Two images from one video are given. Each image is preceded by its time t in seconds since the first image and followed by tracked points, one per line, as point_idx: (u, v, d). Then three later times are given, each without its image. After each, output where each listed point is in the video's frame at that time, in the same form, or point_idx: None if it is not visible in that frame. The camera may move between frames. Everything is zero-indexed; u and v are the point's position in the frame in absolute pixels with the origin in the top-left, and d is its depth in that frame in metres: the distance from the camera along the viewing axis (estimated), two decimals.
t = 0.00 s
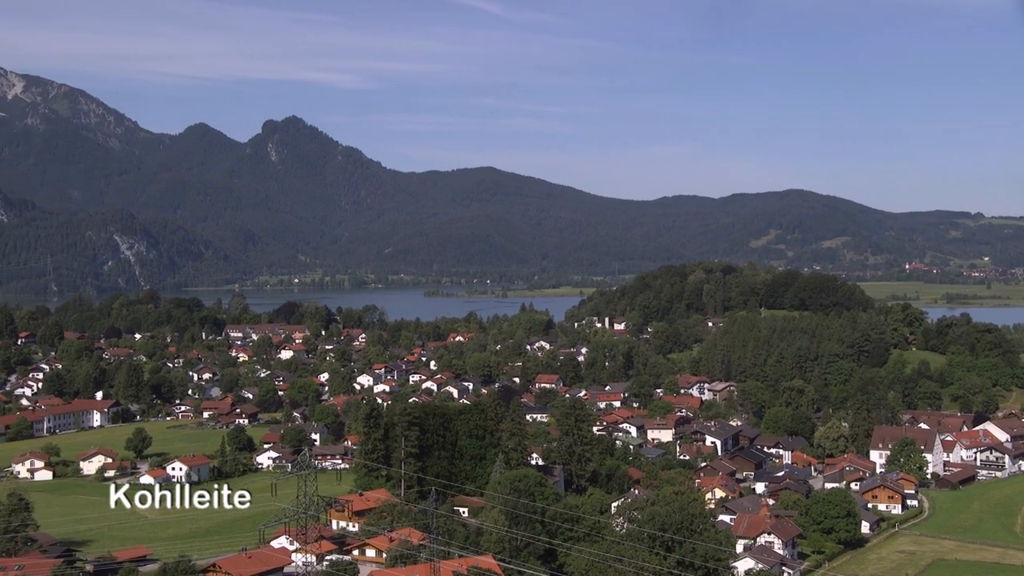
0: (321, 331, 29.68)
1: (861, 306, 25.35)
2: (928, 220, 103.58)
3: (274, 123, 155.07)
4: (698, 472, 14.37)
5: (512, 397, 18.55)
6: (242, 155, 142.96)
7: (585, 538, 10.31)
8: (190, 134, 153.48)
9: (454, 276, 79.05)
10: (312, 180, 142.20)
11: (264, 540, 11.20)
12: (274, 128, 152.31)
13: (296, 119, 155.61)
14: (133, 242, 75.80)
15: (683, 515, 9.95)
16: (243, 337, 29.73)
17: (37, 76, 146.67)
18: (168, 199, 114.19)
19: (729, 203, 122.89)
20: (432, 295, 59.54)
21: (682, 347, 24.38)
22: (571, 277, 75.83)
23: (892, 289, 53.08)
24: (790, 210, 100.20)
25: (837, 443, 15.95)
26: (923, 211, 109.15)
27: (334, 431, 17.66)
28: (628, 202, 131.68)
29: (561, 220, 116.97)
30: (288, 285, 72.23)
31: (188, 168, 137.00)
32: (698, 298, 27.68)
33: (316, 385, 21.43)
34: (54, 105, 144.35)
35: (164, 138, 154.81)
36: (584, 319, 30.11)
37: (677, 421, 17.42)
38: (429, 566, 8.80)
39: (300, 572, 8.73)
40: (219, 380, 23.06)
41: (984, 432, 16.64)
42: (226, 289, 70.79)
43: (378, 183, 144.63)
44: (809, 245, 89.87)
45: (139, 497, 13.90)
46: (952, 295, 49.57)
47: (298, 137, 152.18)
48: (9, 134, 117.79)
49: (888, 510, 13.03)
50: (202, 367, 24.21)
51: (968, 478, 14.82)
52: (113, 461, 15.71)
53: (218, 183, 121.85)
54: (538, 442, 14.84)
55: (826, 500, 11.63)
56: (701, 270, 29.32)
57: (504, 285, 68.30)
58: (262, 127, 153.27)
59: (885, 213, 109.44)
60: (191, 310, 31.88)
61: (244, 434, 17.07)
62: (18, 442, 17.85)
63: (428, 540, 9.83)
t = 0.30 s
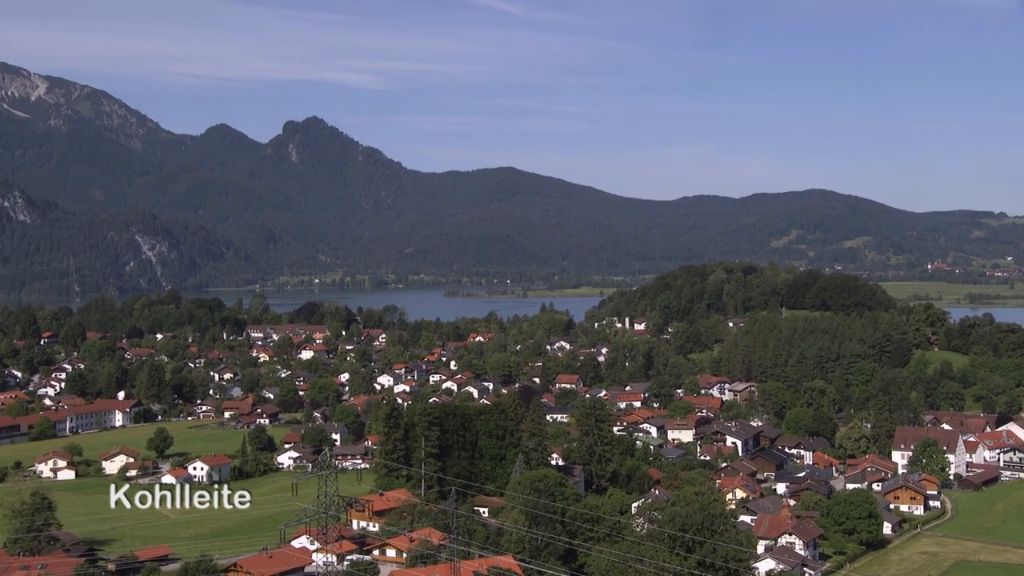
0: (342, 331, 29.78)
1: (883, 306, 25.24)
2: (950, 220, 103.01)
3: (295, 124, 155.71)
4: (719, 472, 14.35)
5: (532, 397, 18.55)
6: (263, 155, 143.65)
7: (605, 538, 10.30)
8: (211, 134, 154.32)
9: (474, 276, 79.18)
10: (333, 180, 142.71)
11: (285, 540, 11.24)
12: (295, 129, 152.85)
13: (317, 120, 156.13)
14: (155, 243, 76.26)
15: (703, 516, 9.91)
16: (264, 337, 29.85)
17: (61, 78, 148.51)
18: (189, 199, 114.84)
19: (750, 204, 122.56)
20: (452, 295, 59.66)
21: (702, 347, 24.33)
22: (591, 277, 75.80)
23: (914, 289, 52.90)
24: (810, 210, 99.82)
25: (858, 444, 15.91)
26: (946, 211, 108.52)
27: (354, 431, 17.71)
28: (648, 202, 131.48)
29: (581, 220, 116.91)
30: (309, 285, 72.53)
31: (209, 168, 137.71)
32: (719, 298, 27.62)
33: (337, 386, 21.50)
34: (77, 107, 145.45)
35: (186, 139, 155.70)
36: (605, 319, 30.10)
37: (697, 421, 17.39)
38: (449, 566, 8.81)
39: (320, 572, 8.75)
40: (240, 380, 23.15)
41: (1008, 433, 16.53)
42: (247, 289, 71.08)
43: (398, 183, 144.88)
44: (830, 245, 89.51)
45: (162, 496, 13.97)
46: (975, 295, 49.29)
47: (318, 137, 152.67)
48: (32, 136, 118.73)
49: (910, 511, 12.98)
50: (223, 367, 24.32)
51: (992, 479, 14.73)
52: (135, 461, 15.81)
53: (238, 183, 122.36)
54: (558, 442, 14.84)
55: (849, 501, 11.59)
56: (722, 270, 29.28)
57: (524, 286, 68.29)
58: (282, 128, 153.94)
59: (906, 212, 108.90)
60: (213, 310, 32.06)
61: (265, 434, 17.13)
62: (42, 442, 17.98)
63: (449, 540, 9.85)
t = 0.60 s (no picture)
0: (359, 330, 29.87)
1: (902, 306, 25.13)
2: (970, 219, 102.49)
3: (313, 124, 156.22)
4: (737, 472, 14.32)
5: (550, 397, 18.55)
6: (281, 155, 144.24)
7: (624, 538, 10.30)
8: (230, 135, 155.05)
9: (492, 276, 79.26)
10: (351, 180, 143.11)
11: (303, 540, 11.27)
12: (313, 129, 153.32)
13: (335, 120, 156.53)
14: (174, 243, 76.65)
15: (722, 515, 9.90)
16: (283, 337, 29.96)
17: (81, 79, 149.67)
18: (208, 200, 115.37)
19: (768, 203, 122.28)
20: (470, 295, 59.79)
21: (720, 347, 24.28)
22: (610, 277, 75.78)
23: (934, 288, 52.70)
24: (829, 209, 99.48)
25: (878, 444, 15.88)
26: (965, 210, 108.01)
27: (372, 431, 17.76)
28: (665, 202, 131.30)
29: (599, 220, 116.83)
30: (327, 285, 72.75)
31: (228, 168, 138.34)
32: (737, 297, 27.56)
33: (354, 385, 21.54)
34: (96, 107, 146.51)
35: (205, 138, 156.42)
36: (622, 319, 30.07)
37: (715, 421, 17.36)
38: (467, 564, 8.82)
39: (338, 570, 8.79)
40: (258, 380, 23.25)
41: None
42: (265, 289, 71.34)
43: (416, 183, 145.06)
44: (849, 245, 89.15)
45: (178, 497, 14.04)
46: (995, 294, 49.04)
47: (336, 137, 153.15)
48: (53, 137, 119.55)
49: (929, 512, 12.92)
50: (242, 367, 24.42)
51: (1012, 480, 14.67)
52: (154, 461, 15.89)
53: (256, 183, 122.82)
54: (576, 442, 14.83)
55: (868, 500, 11.55)
56: (740, 270, 29.22)
57: (542, 285, 68.36)
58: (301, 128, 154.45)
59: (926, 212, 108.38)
60: (231, 310, 32.18)
61: (284, 434, 17.19)
62: (62, 441, 18.10)
63: (467, 540, 9.88)
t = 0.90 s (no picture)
0: (376, 331, 29.94)
1: (919, 306, 25.04)
2: (987, 219, 101.97)
3: (329, 124, 156.61)
4: (754, 473, 14.30)
5: (566, 397, 18.54)
6: (297, 156, 144.65)
7: (640, 538, 10.29)
8: (245, 135, 155.66)
9: (507, 276, 79.33)
10: (366, 180, 143.36)
11: (319, 540, 11.31)
12: (329, 130, 153.79)
13: (351, 121, 156.93)
14: (190, 244, 76.96)
15: (738, 515, 9.89)
16: (299, 337, 30.04)
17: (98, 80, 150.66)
18: (224, 200, 115.87)
19: (784, 203, 121.94)
20: (486, 294, 59.85)
21: (737, 347, 24.24)
22: (626, 276, 75.70)
23: (952, 288, 52.47)
24: (845, 209, 99.12)
25: (895, 444, 15.82)
26: (982, 210, 107.46)
27: (388, 431, 17.81)
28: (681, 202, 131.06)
29: (614, 220, 116.67)
30: (343, 285, 72.91)
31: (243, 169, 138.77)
32: (753, 297, 27.52)
33: (371, 385, 21.59)
34: (113, 108, 147.42)
35: (221, 139, 157.06)
36: (638, 318, 30.06)
37: (731, 421, 17.33)
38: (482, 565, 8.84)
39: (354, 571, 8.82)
40: (275, 380, 23.32)
41: None
42: (282, 289, 71.63)
43: (431, 183, 145.25)
44: (866, 245, 88.82)
45: (194, 497, 14.14)
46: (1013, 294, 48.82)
47: (352, 138, 153.61)
48: (70, 138, 120.19)
49: (947, 512, 12.87)
50: (258, 367, 24.49)
51: None
52: (171, 461, 15.97)
53: (272, 184, 123.24)
54: (592, 442, 14.82)
55: (885, 501, 11.51)
56: (756, 270, 29.16)
57: (557, 286, 68.43)
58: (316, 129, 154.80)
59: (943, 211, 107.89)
60: (248, 310, 32.33)
61: (300, 434, 17.24)
62: (79, 441, 18.19)
63: (483, 540, 9.89)
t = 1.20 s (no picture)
0: (390, 331, 29.98)
1: (934, 304, 24.94)
2: (1002, 217, 101.50)
3: (342, 126, 156.97)
4: (768, 472, 14.28)
5: (580, 397, 18.52)
6: (310, 157, 145.02)
7: (654, 538, 10.28)
8: (259, 137, 156.16)
9: (520, 276, 79.38)
10: (380, 181, 143.58)
11: (334, 540, 11.34)
12: (342, 131, 154.09)
13: (364, 122, 157.26)
14: (204, 245, 77.22)
15: (753, 515, 9.86)
16: (313, 338, 30.10)
17: (112, 82, 151.52)
18: (238, 202, 116.28)
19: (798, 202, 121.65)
20: (500, 295, 59.92)
21: (751, 346, 24.18)
22: (640, 276, 75.68)
23: (967, 287, 52.27)
24: (860, 207, 98.78)
25: (910, 443, 15.75)
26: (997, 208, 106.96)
27: (402, 431, 17.82)
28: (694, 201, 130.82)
29: (628, 220, 116.57)
30: (356, 286, 73.09)
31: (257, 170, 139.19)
32: (767, 297, 27.45)
33: (384, 386, 21.62)
34: (127, 111, 148.18)
35: (235, 141, 157.62)
36: (652, 318, 30.01)
37: (746, 421, 17.31)
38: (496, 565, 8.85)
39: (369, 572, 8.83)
40: (289, 381, 23.37)
41: None
42: (296, 290, 71.89)
43: (444, 183, 145.35)
44: (880, 243, 88.51)
45: (207, 499, 14.21)
46: None
47: (365, 139, 153.93)
48: (84, 141, 120.78)
49: (963, 511, 12.82)
50: (272, 368, 24.58)
51: None
52: (186, 461, 16.03)
53: (286, 185, 123.58)
54: (606, 442, 14.81)
55: (901, 501, 11.48)
56: (770, 269, 29.08)
57: (571, 285, 68.47)
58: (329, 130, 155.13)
59: (958, 209, 107.44)
60: (262, 311, 32.43)
61: (314, 435, 17.28)
62: (96, 442, 18.30)
63: (497, 540, 9.90)
